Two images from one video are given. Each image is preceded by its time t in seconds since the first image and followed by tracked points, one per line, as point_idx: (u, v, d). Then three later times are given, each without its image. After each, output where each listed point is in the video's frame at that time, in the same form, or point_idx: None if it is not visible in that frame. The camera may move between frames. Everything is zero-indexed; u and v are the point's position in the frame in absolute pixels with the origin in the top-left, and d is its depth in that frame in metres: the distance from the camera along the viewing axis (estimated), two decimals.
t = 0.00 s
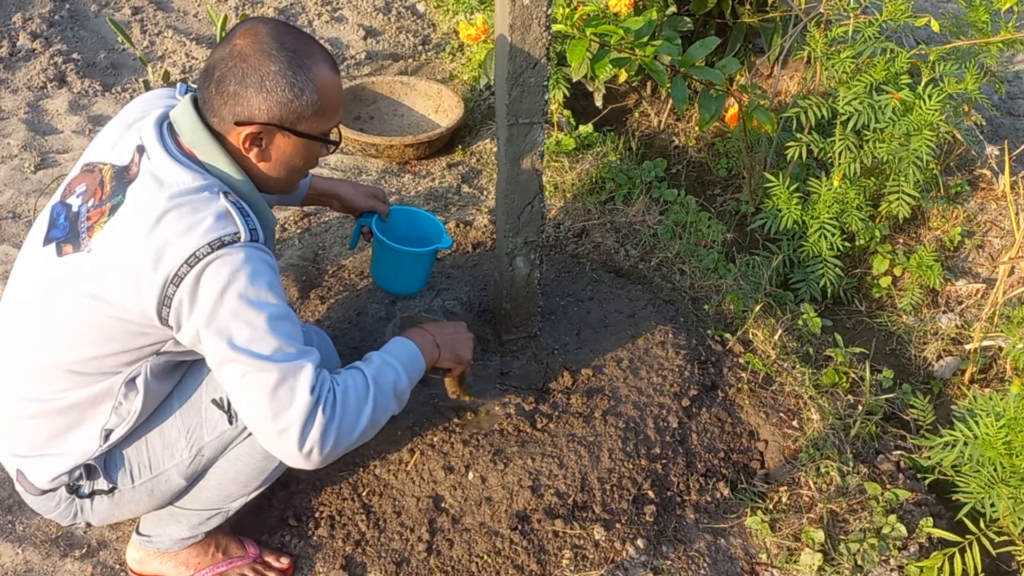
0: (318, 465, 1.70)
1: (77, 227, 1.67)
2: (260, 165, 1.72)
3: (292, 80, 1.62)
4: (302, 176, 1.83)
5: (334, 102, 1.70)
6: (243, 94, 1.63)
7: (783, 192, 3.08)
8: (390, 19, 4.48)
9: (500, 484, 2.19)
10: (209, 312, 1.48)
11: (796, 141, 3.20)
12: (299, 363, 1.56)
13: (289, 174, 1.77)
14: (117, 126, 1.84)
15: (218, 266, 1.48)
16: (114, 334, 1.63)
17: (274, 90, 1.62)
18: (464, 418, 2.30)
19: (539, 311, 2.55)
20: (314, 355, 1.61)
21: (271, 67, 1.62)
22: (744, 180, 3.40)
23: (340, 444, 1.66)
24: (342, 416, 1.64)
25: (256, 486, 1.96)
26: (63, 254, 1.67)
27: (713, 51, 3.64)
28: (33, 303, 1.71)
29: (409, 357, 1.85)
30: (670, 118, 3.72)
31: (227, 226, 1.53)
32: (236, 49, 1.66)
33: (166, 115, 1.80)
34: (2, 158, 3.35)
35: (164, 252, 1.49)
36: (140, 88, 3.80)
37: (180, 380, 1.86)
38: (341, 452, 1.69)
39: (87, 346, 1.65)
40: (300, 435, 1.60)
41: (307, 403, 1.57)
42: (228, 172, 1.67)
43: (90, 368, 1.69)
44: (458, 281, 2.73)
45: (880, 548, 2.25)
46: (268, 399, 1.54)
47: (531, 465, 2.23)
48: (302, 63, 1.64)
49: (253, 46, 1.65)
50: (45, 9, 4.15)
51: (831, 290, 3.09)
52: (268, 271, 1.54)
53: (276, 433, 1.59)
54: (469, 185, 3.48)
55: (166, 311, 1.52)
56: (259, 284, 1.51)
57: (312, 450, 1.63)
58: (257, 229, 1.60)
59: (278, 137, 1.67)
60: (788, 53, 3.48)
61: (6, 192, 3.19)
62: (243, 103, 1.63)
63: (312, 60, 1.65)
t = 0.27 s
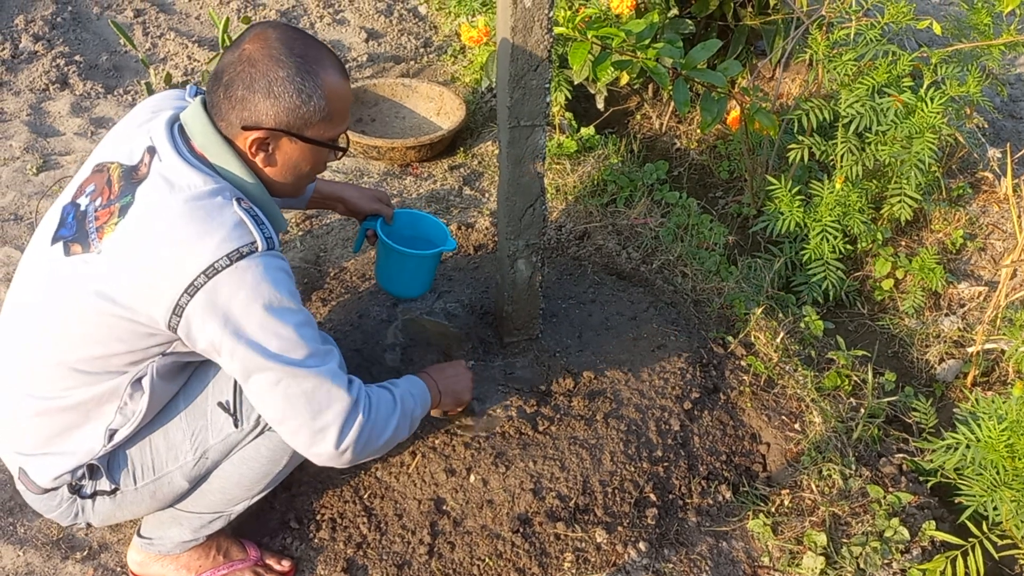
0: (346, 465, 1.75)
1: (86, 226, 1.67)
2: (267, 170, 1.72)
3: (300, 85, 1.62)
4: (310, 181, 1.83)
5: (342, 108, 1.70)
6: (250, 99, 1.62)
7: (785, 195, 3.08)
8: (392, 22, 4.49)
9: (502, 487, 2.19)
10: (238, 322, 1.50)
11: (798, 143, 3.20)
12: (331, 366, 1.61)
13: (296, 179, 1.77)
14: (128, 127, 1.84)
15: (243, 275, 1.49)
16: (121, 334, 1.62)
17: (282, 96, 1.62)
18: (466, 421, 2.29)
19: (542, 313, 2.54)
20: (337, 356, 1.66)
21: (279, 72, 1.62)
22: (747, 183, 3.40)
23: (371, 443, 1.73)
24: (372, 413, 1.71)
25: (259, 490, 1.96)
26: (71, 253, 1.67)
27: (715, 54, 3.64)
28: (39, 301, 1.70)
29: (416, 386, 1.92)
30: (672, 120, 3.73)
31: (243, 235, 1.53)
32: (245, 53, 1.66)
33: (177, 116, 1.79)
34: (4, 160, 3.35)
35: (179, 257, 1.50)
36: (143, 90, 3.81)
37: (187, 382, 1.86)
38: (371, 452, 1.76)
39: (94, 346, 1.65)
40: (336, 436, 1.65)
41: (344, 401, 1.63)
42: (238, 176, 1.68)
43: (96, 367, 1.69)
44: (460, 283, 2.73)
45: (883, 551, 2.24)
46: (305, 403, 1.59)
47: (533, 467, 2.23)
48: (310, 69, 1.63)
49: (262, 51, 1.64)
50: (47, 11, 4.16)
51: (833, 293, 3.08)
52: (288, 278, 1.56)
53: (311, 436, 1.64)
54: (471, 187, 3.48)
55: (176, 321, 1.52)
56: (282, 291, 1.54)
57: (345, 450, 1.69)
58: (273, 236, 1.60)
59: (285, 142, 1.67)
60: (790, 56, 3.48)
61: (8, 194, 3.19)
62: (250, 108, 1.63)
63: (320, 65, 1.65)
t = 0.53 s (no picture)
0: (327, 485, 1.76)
1: (79, 235, 1.67)
2: (258, 177, 1.73)
3: (288, 93, 1.62)
4: (304, 186, 1.83)
5: (333, 113, 1.69)
6: (237, 107, 1.62)
7: (787, 197, 3.07)
8: (394, 23, 4.49)
9: (503, 489, 2.19)
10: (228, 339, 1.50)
11: (800, 145, 3.19)
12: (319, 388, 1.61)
13: (288, 185, 1.78)
14: (121, 134, 1.83)
15: (237, 293, 1.49)
16: (115, 343, 1.62)
17: (269, 104, 1.62)
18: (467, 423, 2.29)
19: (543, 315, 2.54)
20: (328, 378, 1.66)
21: (265, 80, 1.62)
22: (748, 185, 3.40)
23: (353, 466, 1.73)
24: (357, 440, 1.71)
25: (257, 493, 1.95)
26: (65, 263, 1.66)
27: (717, 55, 3.64)
28: (33, 309, 1.70)
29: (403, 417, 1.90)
30: (673, 122, 3.73)
31: (238, 251, 1.52)
32: (231, 61, 1.65)
33: (169, 123, 1.79)
34: (6, 161, 3.35)
35: (174, 270, 1.49)
36: (144, 92, 3.81)
37: (179, 389, 1.84)
38: (353, 475, 1.76)
39: (88, 354, 1.65)
40: (317, 457, 1.65)
41: (328, 426, 1.63)
42: (233, 185, 1.69)
43: (90, 376, 1.69)
44: (461, 284, 2.72)
45: (885, 554, 2.23)
46: (288, 423, 1.59)
47: (534, 469, 2.22)
48: (298, 75, 1.63)
49: (247, 58, 1.64)
50: (49, 12, 4.16)
51: (835, 295, 3.07)
52: (284, 295, 1.56)
53: (293, 455, 1.64)
54: (472, 189, 3.47)
55: (168, 336, 1.52)
56: (277, 309, 1.53)
57: (326, 471, 1.69)
58: (268, 251, 1.59)
59: (275, 149, 1.67)
60: (792, 57, 3.48)
61: (10, 195, 3.19)
62: (237, 116, 1.63)
63: (309, 71, 1.65)
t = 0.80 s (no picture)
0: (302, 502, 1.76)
1: (79, 245, 1.67)
2: (261, 188, 1.73)
3: (289, 104, 1.62)
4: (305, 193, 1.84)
5: (334, 121, 1.70)
6: (239, 120, 1.62)
7: (789, 200, 3.07)
8: (396, 26, 4.50)
9: (505, 491, 2.19)
10: (220, 355, 1.50)
11: (802, 148, 3.19)
12: (305, 414, 1.61)
13: (290, 193, 1.78)
14: (119, 143, 1.83)
15: (234, 311, 1.49)
16: (116, 355, 1.63)
17: (271, 116, 1.62)
18: (468, 425, 2.29)
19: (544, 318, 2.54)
20: (318, 403, 1.65)
21: (266, 92, 1.62)
22: (750, 187, 3.40)
23: (331, 491, 1.73)
24: (338, 468, 1.71)
25: (257, 494, 1.94)
26: (65, 274, 1.66)
27: (719, 58, 3.64)
28: (33, 317, 1.70)
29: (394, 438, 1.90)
30: (675, 125, 3.73)
31: (240, 268, 1.52)
32: (230, 73, 1.65)
33: (168, 133, 1.79)
34: (8, 164, 3.35)
35: (175, 285, 1.49)
36: (146, 95, 3.81)
37: (178, 395, 1.86)
38: (331, 496, 1.76)
39: (89, 364, 1.65)
40: (294, 480, 1.66)
41: (309, 454, 1.63)
42: (235, 199, 1.69)
43: (89, 386, 1.70)
44: (463, 287, 2.73)
45: (887, 557, 2.23)
46: (270, 446, 1.60)
47: (536, 472, 2.22)
48: (299, 86, 1.63)
49: (247, 70, 1.64)
50: (51, 15, 4.17)
51: (837, 297, 3.07)
52: (283, 317, 1.55)
53: (272, 474, 1.65)
54: (474, 192, 3.48)
55: (167, 349, 1.53)
56: (273, 331, 1.53)
57: (303, 493, 1.69)
58: (270, 267, 1.59)
59: (278, 161, 1.67)
60: (794, 60, 3.49)
61: (12, 197, 3.19)
62: (239, 129, 1.63)
63: (309, 81, 1.65)
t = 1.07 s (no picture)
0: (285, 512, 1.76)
1: (88, 246, 1.67)
2: (274, 193, 1.73)
3: (305, 109, 1.62)
4: (317, 200, 1.83)
5: (348, 128, 1.70)
6: (255, 125, 1.62)
7: (790, 202, 3.07)
8: (397, 28, 4.50)
9: (506, 494, 2.18)
10: (216, 361, 1.50)
11: (803, 150, 3.19)
12: (295, 429, 1.60)
13: (303, 199, 1.78)
14: (132, 145, 1.83)
15: (235, 319, 1.49)
16: (122, 357, 1.63)
17: (287, 120, 1.62)
18: (469, 428, 2.29)
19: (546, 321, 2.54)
20: (312, 418, 1.64)
21: (282, 97, 1.62)
22: (751, 190, 3.40)
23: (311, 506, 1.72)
24: (324, 484, 1.69)
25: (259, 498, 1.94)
26: (73, 275, 1.67)
27: (720, 61, 3.64)
28: (38, 318, 1.70)
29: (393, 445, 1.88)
30: (676, 127, 3.73)
31: (248, 273, 1.52)
32: (247, 78, 1.65)
33: (182, 135, 1.80)
34: (10, 166, 3.36)
35: (183, 288, 1.49)
36: (148, 97, 3.82)
37: (183, 398, 1.86)
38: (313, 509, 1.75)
39: (94, 366, 1.65)
40: (276, 492, 1.65)
41: (295, 469, 1.62)
42: (247, 205, 1.69)
43: (94, 388, 1.69)
44: (464, 290, 2.72)
45: (888, 561, 2.23)
46: (257, 455, 1.59)
47: (537, 475, 2.22)
48: (315, 92, 1.64)
49: (264, 75, 1.64)
50: (54, 18, 4.18)
51: (838, 300, 3.06)
52: (285, 328, 1.54)
53: (255, 483, 1.64)
54: (475, 194, 3.47)
55: (173, 352, 1.54)
56: (275, 341, 1.52)
57: (283, 505, 1.68)
58: (278, 274, 1.59)
59: (292, 166, 1.67)
60: (796, 63, 3.49)
61: (14, 200, 3.20)
62: (255, 133, 1.63)
63: (325, 88, 1.65)
